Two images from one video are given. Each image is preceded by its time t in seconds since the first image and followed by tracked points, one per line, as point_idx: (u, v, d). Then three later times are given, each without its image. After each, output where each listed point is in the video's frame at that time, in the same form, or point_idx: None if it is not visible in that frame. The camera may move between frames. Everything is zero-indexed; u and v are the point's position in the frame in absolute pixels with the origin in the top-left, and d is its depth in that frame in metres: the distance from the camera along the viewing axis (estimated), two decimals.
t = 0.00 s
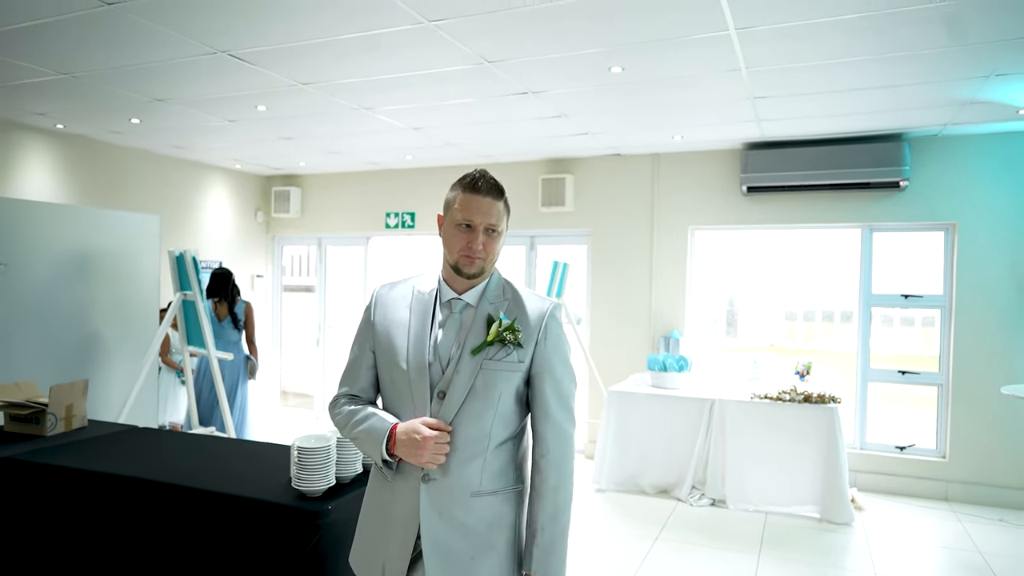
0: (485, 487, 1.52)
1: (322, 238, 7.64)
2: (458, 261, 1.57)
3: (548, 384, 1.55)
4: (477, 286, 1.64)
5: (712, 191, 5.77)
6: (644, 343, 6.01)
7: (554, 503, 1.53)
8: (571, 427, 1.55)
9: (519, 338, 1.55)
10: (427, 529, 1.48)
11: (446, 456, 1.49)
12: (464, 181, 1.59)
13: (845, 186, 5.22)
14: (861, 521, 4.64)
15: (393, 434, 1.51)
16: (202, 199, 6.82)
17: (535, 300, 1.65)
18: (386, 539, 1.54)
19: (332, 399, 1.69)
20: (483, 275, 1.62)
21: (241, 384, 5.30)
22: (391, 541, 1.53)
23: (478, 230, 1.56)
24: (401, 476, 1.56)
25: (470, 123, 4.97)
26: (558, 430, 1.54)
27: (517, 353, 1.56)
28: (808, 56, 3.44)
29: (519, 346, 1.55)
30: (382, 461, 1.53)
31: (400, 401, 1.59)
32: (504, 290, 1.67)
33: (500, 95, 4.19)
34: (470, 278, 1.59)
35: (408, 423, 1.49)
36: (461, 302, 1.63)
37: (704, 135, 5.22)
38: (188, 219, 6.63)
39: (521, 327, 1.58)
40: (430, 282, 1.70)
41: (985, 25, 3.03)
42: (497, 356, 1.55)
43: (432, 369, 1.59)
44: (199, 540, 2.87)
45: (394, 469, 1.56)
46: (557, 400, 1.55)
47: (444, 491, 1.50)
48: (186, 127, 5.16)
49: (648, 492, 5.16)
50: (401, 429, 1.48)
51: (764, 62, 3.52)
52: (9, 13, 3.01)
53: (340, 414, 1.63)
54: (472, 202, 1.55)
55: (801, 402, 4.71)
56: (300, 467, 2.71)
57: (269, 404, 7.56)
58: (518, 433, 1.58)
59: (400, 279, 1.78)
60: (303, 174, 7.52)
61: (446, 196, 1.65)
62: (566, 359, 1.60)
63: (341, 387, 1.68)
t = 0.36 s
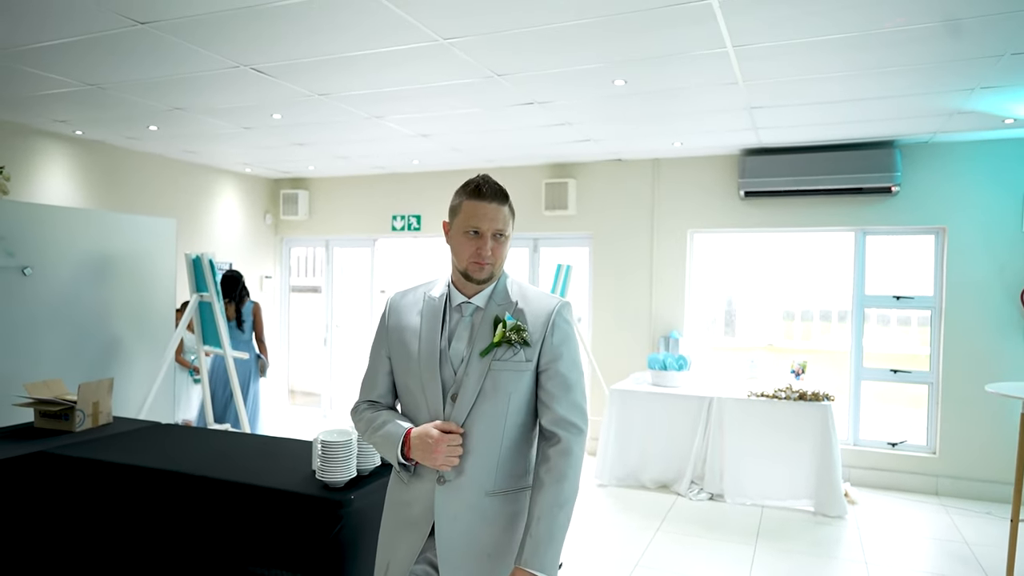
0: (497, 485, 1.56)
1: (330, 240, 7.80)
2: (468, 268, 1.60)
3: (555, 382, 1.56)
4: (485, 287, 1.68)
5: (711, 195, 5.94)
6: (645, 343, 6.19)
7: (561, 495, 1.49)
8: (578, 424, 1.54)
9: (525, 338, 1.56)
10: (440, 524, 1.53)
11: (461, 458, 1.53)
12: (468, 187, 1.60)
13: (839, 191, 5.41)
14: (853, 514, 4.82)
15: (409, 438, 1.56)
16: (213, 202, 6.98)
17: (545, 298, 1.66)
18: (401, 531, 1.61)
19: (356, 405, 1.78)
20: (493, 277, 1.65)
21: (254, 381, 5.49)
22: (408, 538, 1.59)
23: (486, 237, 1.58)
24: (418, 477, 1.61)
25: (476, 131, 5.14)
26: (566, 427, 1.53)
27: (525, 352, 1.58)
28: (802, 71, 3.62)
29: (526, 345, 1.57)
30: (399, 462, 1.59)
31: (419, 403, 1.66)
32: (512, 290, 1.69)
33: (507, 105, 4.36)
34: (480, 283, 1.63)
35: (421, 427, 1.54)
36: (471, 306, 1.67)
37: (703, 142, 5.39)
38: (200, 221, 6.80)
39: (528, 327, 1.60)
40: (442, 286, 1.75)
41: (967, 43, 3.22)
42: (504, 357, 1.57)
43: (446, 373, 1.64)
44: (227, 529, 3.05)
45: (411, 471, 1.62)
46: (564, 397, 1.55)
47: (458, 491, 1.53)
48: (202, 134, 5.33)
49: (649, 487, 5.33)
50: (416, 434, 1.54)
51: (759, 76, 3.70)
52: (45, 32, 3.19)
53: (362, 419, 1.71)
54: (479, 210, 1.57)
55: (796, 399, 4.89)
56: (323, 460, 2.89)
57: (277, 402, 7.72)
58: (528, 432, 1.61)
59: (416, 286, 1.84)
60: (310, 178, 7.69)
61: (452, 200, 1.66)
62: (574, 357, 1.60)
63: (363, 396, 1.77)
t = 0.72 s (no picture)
0: (513, 491, 1.51)
1: (333, 241, 7.95)
2: (472, 272, 1.54)
3: (565, 387, 1.51)
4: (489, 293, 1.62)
5: (707, 198, 6.12)
6: (643, 341, 6.36)
7: (574, 489, 1.44)
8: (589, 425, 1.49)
9: (531, 343, 1.52)
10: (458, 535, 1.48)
11: (474, 468, 1.47)
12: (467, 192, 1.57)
13: (831, 194, 5.59)
14: (843, 506, 5.00)
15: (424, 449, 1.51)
16: (220, 204, 7.13)
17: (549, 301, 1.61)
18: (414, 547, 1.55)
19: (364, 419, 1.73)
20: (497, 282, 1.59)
21: (262, 378, 5.60)
22: (421, 550, 1.53)
23: (489, 238, 1.53)
24: (432, 489, 1.56)
25: (480, 135, 5.29)
26: (580, 428, 1.48)
27: (532, 358, 1.53)
28: (795, 81, 3.79)
29: (532, 351, 1.52)
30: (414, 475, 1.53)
31: (429, 416, 1.61)
32: (515, 295, 1.64)
33: (511, 111, 4.51)
34: (485, 288, 1.57)
35: (436, 438, 1.48)
36: (476, 314, 1.61)
37: (700, 146, 5.56)
38: (207, 223, 6.94)
39: (535, 331, 1.55)
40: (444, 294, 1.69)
41: (952, 56, 3.39)
42: (512, 365, 1.52)
43: (455, 385, 1.59)
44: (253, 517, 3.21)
45: (426, 483, 1.56)
46: (577, 400, 1.50)
47: (475, 501, 1.48)
48: (212, 138, 5.47)
49: (647, 480, 5.51)
50: (430, 446, 1.49)
51: (754, 85, 3.87)
52: (71, 44, 3.32)
53: (372, 433, 1.65)
54: (481, 211, 1.53)
55: (788, 395, 5.07)
56: (342, 451, 3.07)
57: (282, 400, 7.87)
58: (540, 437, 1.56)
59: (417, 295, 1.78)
60: (315, 179, 7.83)
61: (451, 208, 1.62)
62: (583, 358, 1.56)
63: (371, 409, 1.71)
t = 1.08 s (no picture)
0: (512, 497, 1.53)
1: (327, 240, 8.06)
2: (460, 274, 1.54)
3: (559, 390, 1.53)
4: (478, 297, 1.62)
5: (694, 199, 6.30)
6: (631, 338, 6.54)
7: (574, 502, 1.50)
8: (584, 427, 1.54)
9: (523, 347, 1.53)
10: (461, 545, 1.49)
11: (472, 477, 1.49)
12: (449, 197, 1.59)
13: (812, 196, 5.79)
14: (824, 495, 5.21)
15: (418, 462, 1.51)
16: (215, 204, 7.22)
17: (537, 304, 1.63)
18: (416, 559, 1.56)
19: (354, 433, 1.73)
20: (485, 285, 1.60)
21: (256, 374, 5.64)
22: (423, 561, 1.54)
23: (474, 240, 1.54)
24: (429, 501, 1.57)
25: (473, 138, 5.44)
26: (574, 433, 1.52)
27: (525, 362, 1.54)
28: (777, 89, 3.98)
29: (525, 354, 1.54)
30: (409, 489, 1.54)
31: (421, 425, 1.61)
32: (503, 300, 1.65)
33: (504, 115, 4.65)
34: (473, 290, 1.57)
35: (431, 450, 1.49)
36: (466, 320, 1.62)
37: (686, 149, 5.74)
38: (203, 222, 7.04)
39: (526, 335, 1.57)
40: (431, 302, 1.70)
41: (923, 67, 3.59)
42: (505, 369, 1.53)
43: (447, 393, 1.60)
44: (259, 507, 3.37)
45: (423, 495, 1.57)
46: (570, 402, 1.53)
47: (475, 510, 1.50)
48: (210, 140, 5.58)
49: (635, 472, 5.69)
50: (426, 458, 1.49)
51: (738, 92, 4.05)
52: (84, 52, 3.44)
53: (364, 447, 1.65)
54: (464, 214, 1.55)
55: (772, 389, 5.27)
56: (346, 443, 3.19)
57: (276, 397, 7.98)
58: (534, 442, 1.58)
59: (402, 304, 1.79)
60: (308, 180, 7.94)
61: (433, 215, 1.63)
62: (575, 361, 1.58)
63: (361, 423, 1.71)
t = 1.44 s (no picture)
0: (515, 488, 1.50)
1: (321, 240, 8.16)
2: (453, 267, 1.47)
3: (559, 377, 1.53)
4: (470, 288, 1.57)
5: (682, 200, 6.48)
6: (621, 336, 6.71)
7: (586, 486, 1.51)
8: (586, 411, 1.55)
9: (524, 335, 1.51)
10: (466, 541, 1.45)
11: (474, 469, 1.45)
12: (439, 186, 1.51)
13: (796, 197, 5.98)
14: (807, 487, 5.39)
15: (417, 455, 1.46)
16: (212, 204, 7.32)
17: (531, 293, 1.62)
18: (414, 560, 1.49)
19: (338, 434, 1.62)
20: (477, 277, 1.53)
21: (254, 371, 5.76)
22: (424, 563, 1.48)
23: (467, 231, 1.47)
24: (427, 498, 1.51)
25: (468, 141, 5.57)
26: (576, 418, 1.52)
27: (524, 349, 1.53)
28: (762, 95, 4.14)
29: (525, 342, 1.52)
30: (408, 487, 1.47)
31: (415, 420, 1.54)
32: (497, 290, 1.62)
33: (499, 119, 4.78)
34: (466, 283, 1.50)
35: (431, 442, 1.44)
36: (460, 311, 1.57)
37: (674, 151, 5.91)
38: (200, 223, 7.13)
39: (524, 323, 1.55)
40: (421, 295, 1.63)
41: (900, 76, 3.76)
42: (505, 357, 1.51)
43: (444, 385, 1.54)
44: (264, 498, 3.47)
45: (420, 492, 1.51)
46: (571, 389, 1.53)
47: (477, 503, 1.46)
48: (210, 142, 5.67)
49: (625, 466, 5.85)
50: (427, 451, 1.44)
51: (725, 98, 4.20)
52: (93, 59, 3.54)
53: (352, 448, 1.56)
54: (456, 204, 1.47)
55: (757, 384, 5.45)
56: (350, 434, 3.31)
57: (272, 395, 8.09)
58: (534, 431, 1.56)
59: (387, 298, 1.71)
60: (304, 180, 8.04)
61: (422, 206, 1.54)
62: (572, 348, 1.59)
63: (347, 423, 1.61)
